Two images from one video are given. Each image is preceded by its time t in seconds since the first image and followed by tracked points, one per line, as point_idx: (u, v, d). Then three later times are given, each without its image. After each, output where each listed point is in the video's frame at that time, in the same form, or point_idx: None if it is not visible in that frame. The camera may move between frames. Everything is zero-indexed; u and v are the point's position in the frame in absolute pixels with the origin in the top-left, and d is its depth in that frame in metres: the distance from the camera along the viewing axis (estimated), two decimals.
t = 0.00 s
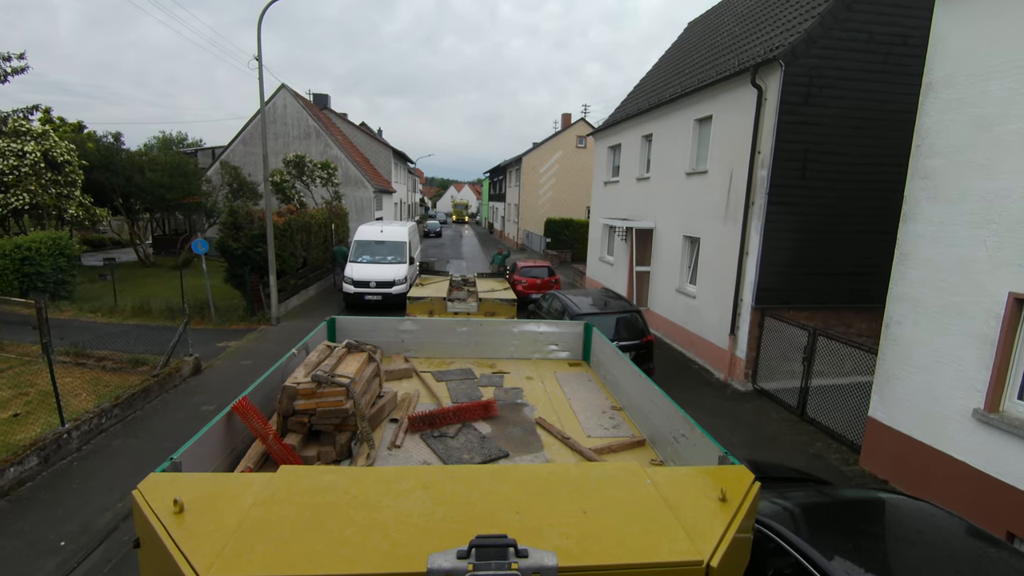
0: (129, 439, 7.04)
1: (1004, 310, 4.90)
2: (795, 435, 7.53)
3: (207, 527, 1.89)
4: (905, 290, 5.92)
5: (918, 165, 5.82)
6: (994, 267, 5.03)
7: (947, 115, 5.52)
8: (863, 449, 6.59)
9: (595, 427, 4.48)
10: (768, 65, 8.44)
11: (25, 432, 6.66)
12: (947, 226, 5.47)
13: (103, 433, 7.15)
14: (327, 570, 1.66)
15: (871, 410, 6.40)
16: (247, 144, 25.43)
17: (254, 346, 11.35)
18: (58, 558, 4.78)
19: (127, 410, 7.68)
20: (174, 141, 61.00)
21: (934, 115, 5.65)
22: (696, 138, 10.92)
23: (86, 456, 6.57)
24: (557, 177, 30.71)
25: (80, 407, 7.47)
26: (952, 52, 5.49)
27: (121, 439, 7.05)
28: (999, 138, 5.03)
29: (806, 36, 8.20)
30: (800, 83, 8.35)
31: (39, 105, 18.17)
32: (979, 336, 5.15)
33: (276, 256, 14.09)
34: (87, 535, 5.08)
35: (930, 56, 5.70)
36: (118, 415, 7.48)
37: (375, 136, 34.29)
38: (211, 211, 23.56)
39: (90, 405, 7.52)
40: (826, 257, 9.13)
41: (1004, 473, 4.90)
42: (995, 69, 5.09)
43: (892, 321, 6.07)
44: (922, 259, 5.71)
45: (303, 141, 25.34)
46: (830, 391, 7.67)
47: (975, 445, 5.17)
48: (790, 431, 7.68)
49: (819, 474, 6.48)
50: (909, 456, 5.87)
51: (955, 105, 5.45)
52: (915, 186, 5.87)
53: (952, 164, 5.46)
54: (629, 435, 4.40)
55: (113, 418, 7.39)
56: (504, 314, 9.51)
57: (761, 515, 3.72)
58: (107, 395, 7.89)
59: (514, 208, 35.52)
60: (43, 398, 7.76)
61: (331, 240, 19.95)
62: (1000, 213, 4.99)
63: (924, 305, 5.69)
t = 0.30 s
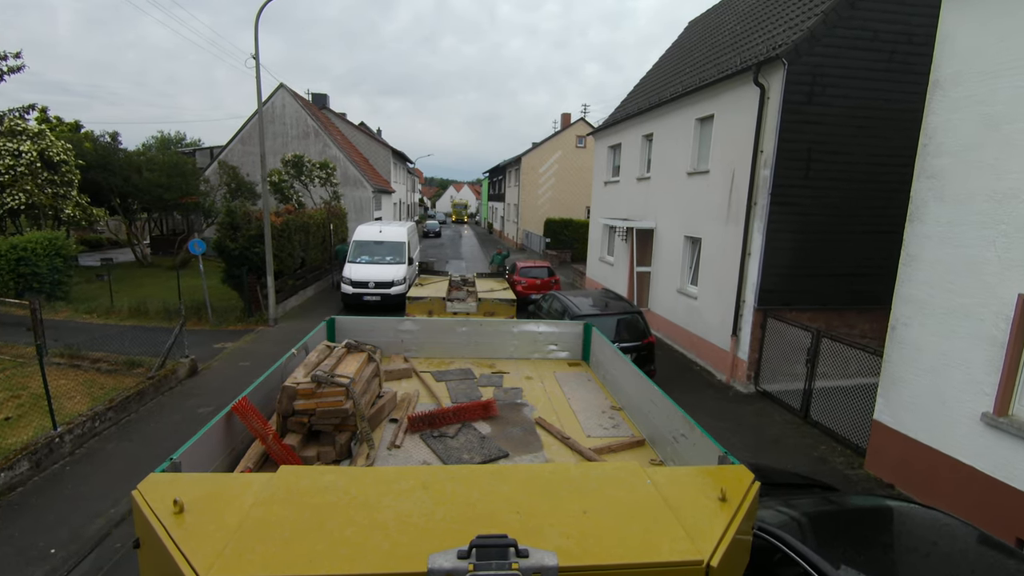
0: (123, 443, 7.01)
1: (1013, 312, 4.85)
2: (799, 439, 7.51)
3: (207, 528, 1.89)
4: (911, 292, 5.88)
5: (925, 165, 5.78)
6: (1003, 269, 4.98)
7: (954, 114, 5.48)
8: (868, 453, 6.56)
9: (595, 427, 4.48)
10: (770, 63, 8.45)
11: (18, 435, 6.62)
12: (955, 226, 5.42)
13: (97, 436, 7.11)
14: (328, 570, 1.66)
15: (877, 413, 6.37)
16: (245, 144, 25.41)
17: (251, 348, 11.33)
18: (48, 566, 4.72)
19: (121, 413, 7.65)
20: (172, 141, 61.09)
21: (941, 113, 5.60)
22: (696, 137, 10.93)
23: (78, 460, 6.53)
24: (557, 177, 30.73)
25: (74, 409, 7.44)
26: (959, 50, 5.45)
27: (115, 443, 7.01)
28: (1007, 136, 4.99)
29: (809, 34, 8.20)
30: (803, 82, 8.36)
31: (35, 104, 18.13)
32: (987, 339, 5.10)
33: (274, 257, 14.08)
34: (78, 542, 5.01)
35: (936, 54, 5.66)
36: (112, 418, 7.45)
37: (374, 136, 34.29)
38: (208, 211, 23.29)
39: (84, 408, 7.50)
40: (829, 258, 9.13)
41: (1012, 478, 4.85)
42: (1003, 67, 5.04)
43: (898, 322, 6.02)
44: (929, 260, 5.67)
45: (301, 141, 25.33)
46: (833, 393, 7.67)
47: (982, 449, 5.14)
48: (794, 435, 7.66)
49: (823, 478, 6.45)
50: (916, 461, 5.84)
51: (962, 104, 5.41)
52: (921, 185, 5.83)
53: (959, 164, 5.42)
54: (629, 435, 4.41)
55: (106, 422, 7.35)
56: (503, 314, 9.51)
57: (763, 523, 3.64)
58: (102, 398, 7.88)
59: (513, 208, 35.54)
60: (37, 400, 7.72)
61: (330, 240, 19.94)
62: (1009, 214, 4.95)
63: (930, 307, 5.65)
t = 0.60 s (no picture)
0: (116, 447, 6.97)
1: None
2: (803, 442, 7.48)
3: (208, 528, 1.89)
4: (918, 293, 5.85)
5: (932, 164, 5.75)
6: (1013, 270, 4.94)
7: (962, 112, 5.44)
8: (874, 457, 6.52)
9: (594, 427, 4.49)
10: (773, 62, 8.45)
11: (10, 438, 6.57)
12: (963, 227, 5.39)
13: (90, 440, 7.08)
14: (328, 570, 1.66)
15: (882, 416, 6.32)
16: (243, 143, 25.41)
17: (248, 349, 11.31)
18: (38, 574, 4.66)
19: (115, 417, 7.62)
20: (171, 141, 61.12)
21: (949, 112, 5.57)
22: (698, 136, 10.94)
23: (70, 465, 6.47)
24: (557, 177, 30.75)
25: (68, 412, 7.41)
26: (966, 48, 5.42)
27: (108, 446, 6.97)
28: (1017, 134, 4.95)
29: (813, 32, 8.19)
30: (807, 80, 8.36)
31: (32, 103, 18.09)
32: (996, 341, 5.06)
33: (272, 257, 14.07)
34: (69, 549, 4.95)
35: (944, 52, 5.63)
36: (105, 422, 7.41)
37: (373, 135, 34.27)
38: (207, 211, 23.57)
39: (78, 410, 7.47)
40: (831, 259, 9.13)
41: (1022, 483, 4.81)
42: (1012, 64, 5.01)
43: (904, 324, 5.99)
44: (936, 261, 5.64)
45: (300, 140, 25.30)
46: (836, 395, 7.66)
47: (989, 452, 5.12)
48: (798, 437, 7.64)
49: (827, 482, 6.43)
50: (923, 466, 5.79)
51: (970, 102, 5.38)
52: (929, 185, 5.80)
53: (968, 163, 5.39)
54: (628, 435, 4.41)
55: (99, 426, 7.32)
56: (502, 314, 9.51)
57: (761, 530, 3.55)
58: (96, 400, 7.85)
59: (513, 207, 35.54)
60: (31, 403, 7.67)
61: (329, 240, 19.92)
62: (1019, 214, 4.91)
63: (938, 309, 5.62)
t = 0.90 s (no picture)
0: (110, 451, 6.92)
1: None
2: (806, 445, 7.46)
3: (207, 528, 1.88)
4: (925, 294, 5.82)
5: (940, 164, 5.72)
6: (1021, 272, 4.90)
7: (970, 111, 5.41)
8: (880, 460, 6.47)
9: (594, 427, 4.48)
10: (776, 61, 8.45)
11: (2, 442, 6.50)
12: (970, 227, 5.37)
13: (83, 444, 7.02)
14: (328, 570, 1.66)
15: (888, 419, 6.28)
16: (242, 143, 25.40)
17: (245, 351, 11.29)
18: None
19: (109, 420, 7.58)
20: (170, 141, 61.02)
21: (957, 110, 5.54)
22: (699, 136, 10.94)
23: (62, 470, 6.41)
24: (556, 177, 30.75)
25: (63, 415, 7.38)
26: (974, 46, 5.39)
27: (102, 451, 6.92)
28: None
29: (817, 30, 8.19)
30: (811, 79, 8.35)
31: (28, 103, 18.02)
32: (1005, 344, 5.02)
33: (269, 257, 14.05)
34: (59, 557, 4.89)
35: (952, 50, 5.61)
36: (98, 426, 7.35)
37: (371, 135, 34.23)
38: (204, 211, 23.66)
39: (72, 413, 7.44)
40: (834, 259, 9.14)
41: None
42: (1020, 63, 4.98)
43: (910, 326, 5.95)
44: (943, 262, 5.61)
45: (298, 140, 25.28)
46: (839, 397, 7.65)
47: (996, 455, 5.10)
48: (802, 441, 7.62)
49: (832, 486, 6.41)
50: (930, 471, 5.75)
51: (977, 100, 5.35)
52: (936, 185, 5.77)
53: (975, 162, 5.35)
54: (628, 435, 4.41)
55: (92, 430, 7.25)
56: (502, 314, 9.51)
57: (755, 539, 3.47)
58: (90, 403, 7.80)
59: (513, 207, 35.51)
60: (24, 405, 7.61)
61: (328, 241, 19.89)
62: None
63: (944, 310, 5.59)
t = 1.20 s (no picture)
0: (103, 455, 6.89)
1: None
2: (810, 448, 7.45)
3: (208, 529, 1.88)
4: (931, 296, 5.74)
5: (947, 163, 5.63)
6: None
7: (978, 109, 5.33)
8: (885, 465, 6.39)
9: (593, 427, 4.48)
10: (779, 59, 8.45)
11: None
12: (979, 227, 5.28)
13: (76, 448, 6.98)
14: (328, 570, 1.66)
15: (893, 422, 6.21)
16: (240, 143, 25.39)
17: (242, 352, 11.30)
18: None
19: (103, 424, 7.55)
20: (169, 142, 61.14)
21: (965, 108, 5.45)
22: (701, 135, 10.95)
23: (54, 475, 6.37)
24: (556, 177, 30.76)
25: (57, 418, 7.36)
26: (982, 42, 5.30)
27: (96, 455, 6.89)
28: None
29: (820, 28, 8.19)
30: (814, 78, 8.35)
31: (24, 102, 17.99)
32: (1013, 346, 4.94)
33: (267, 258, 14.04)
34: (51, 564, 4.84)
35: (959, 47, 5.52)
36: (91, 431, 7.31)
37: (370, 134, 34.22)
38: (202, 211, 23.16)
39: (67, 416, 7.41)
40: (837, 259, 9.15)
41: None
42: None
43: (916, 329, 5.87)
44: (951, 263, 5.52)
45: (297, 140, 25.26)
46: (843, 399, 7.64)
47: (1004, 459, 5.00)
48: (805, 444, 7.61)
49: (838, 490, 6.37)
50: (937, 476, 5.66)
51: (985, 98, 5.27)
52: (943, 184, 5.68)
53: (983, 161, 5.28)
54: (628, 434, 4.41)
55: (85, 435, 7.21)
56: (501, 314, 9.51)
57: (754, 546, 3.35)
58: (84, 406, 7.77)
59: (512, 207, 35.51)
60: (18, 408, 7.58)
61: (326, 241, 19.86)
62: None
63: (951, 312, 5.50)
